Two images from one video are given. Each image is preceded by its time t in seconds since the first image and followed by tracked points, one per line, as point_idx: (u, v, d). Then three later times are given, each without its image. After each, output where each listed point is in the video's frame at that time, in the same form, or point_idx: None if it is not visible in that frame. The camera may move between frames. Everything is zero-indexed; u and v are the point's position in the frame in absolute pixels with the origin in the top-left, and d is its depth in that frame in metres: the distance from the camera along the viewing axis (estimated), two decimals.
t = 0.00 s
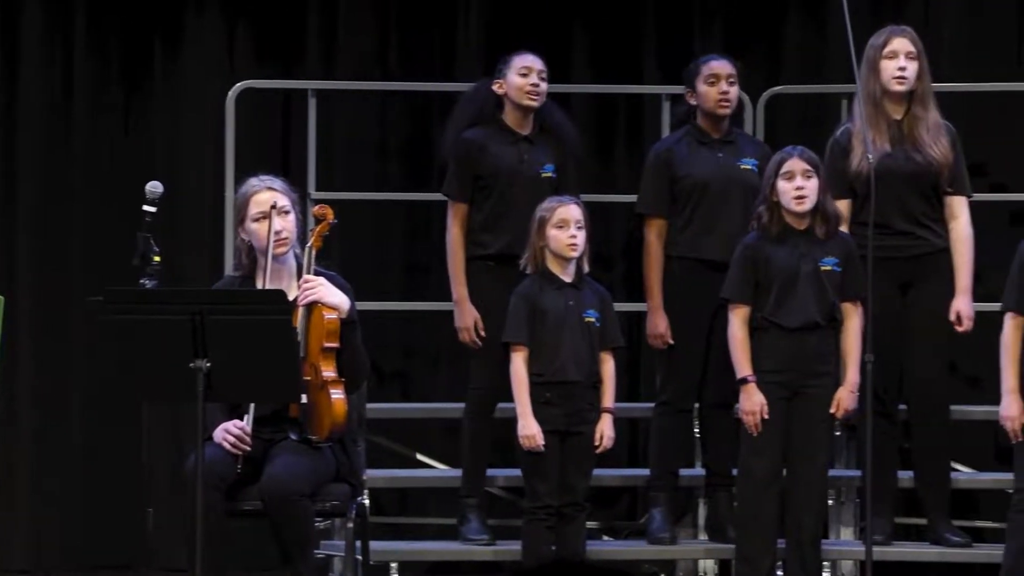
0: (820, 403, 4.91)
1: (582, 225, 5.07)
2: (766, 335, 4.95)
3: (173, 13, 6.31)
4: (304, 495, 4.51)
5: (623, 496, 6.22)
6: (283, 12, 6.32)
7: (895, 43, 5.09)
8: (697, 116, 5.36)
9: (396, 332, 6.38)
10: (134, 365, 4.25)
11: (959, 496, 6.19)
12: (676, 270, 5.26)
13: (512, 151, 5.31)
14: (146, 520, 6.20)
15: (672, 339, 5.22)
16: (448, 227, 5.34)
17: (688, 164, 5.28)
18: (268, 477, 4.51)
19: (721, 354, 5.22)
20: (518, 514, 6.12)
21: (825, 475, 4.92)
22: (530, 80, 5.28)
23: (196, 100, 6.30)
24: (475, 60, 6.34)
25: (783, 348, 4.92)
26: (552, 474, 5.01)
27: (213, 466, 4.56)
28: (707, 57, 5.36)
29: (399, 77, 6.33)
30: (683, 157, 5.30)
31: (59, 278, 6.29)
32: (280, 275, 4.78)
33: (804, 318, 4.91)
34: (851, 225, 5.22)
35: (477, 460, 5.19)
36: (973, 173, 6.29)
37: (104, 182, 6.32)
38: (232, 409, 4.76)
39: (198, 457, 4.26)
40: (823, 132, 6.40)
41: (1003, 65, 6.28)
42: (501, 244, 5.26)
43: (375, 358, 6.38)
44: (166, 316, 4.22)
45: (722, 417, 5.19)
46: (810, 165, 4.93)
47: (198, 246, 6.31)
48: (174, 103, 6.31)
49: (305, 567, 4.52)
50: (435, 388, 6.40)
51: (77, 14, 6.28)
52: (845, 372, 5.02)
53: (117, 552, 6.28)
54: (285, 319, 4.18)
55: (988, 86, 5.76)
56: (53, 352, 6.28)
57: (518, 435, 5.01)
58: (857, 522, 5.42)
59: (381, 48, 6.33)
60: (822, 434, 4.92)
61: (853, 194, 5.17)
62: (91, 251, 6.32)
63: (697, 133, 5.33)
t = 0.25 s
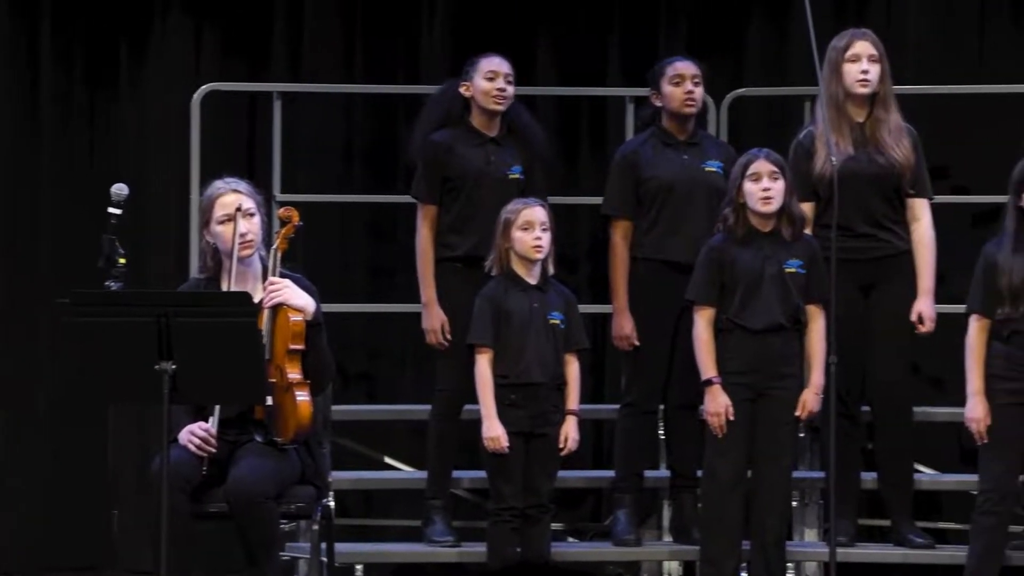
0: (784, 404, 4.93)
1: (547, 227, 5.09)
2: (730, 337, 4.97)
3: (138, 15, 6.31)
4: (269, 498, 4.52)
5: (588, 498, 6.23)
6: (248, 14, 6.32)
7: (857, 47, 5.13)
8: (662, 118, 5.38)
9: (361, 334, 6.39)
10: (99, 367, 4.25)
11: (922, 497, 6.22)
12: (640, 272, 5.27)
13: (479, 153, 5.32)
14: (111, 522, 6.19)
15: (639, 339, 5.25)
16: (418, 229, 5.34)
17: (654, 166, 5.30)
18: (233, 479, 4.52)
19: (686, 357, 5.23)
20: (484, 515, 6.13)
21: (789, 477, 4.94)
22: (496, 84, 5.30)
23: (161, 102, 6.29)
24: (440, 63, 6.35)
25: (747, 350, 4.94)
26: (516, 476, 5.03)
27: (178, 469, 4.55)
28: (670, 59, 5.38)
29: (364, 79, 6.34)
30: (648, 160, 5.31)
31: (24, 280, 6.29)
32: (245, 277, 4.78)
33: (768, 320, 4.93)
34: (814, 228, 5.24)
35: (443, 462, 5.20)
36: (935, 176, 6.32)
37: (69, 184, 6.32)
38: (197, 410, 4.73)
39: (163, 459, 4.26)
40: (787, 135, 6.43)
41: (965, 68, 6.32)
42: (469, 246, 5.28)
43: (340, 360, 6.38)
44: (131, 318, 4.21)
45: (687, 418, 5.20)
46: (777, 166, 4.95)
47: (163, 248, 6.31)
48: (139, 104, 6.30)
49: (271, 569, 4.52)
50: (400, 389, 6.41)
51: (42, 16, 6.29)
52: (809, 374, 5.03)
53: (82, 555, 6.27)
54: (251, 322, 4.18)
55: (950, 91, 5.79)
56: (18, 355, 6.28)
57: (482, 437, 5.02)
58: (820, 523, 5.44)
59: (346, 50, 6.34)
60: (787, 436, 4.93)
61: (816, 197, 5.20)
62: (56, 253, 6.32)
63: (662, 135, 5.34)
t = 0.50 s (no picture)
0: (747, 407, 4.93)
1: (512, 231, 5.09)
2: (695, 339, 4.97)
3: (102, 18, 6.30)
4: (233, 500, 4.52)
5: (552, 501, 6.24)
6: (212, 17, 6.32)
7: (819, 50, 5.15)
8: (626, 120, 5.40)
9: (325, 337, 6.38)
10: (62, 370, 4.24)
11: (885, 500, 6.24)
12: (602, 275, 5.29)
13: (450, 157, 5.33)
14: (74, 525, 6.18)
15: (599, 342, 5.25)
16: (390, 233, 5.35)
17: (616, 167, 5.31)
18: (196, 482, 4.51)
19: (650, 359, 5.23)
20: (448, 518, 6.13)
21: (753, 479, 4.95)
22: (465, 88, 5.31)
23: (125, 104, 6.28)
24: (405, 65, 6.35)
25: (711, 352, 4.95)
26: (481, 478, 5.03)
27: (142, 472, 4.55)
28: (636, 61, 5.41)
29: (329, 82, 6.34)
30: (612, 160, 5.33)
31: None
32: (209, 280, 4.78)
33: (731, 323, 4.94)
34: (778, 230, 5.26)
35: (407, 464, 5.19)
36: (899, 179, 6.34)
37: (33, 186, 6.30)
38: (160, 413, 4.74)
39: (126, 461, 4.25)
40: (751, 139, 6.44)
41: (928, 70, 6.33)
42: (441, 251, 5.29)
43: (305, 362, 6.38)
44: (95, 319, 4.20)
45: (651, 421, 5.21)
46: (741, 169, 4.98)
47: (127, 250, 6.30)
48: (103, 107, 6.29)
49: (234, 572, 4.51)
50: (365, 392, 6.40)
51: (5, 19, 6.30)
52: (773, 377, 5.04)
53: (45, 558, 6.26)
54: (215, 324, 4.18)
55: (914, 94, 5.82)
56: None
57: (446, 440, 5.02)
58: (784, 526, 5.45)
59: (312, 52, 6.33)
60: (750, 438, 4.94)
61: (781, 200, 5.21)
62: (19, 256, 6.30)
63: (626, 137, 5.36)
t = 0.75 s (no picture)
0: (712, 410, 4.94)
1: (478, 232, 5.09)
2: (659, 343, 4.98)
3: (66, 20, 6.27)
4: (198, 504, 4.51)
5: (518, 504, 6.23)
6: (177, 20, 6.30)
7: (785, 54, 5.16)
8: (588, 122, 5.39)
9: (291, 341, 6.37)
10: (25, 374, 4.22)
11: (850, 502, 6.25)
12: (565, 277, 5.29)
13: (424, 163, 5.32)
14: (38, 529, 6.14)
15: (564, 344, 5.26)
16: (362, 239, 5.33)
17: (578, 170, 5.31)
18: (161, 485, 4.50)
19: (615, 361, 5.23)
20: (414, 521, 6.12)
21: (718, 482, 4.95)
22: (437, 92, 5.29)
23: (89, 108, 6.26)
24: (369, 72, 6.37)
25: (675, 355, 4.95)
26: (447, 482, 5.02)
27: (106, 476, 4.54)
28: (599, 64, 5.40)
29: (294, 85, 6.34)
30: (573, 164, 5.32)
31: None
32: (174, 283, 4.76)
33: (695, 325, 4.94)
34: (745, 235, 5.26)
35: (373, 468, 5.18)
36: (864, 182, 6.35)
37: None
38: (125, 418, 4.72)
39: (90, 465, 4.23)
40: (716, 143, 6.45)
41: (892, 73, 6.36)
42: (415, 257, 5.30)
43: (270, 366, 6.36)
44: (59, 324, 4.19)
45: (615, 424, 5.21)
46: (706, 173, 4.99)
47: (91, 254, 6.27)
48: (67, 110, 6.26)
49: None
50: (329, 395, 6.39)
51: None
52: (737, 380, 5.04)
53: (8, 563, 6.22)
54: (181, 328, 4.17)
55: (880, 97, 5.83)
56: None
57: (412, 443, 5.02)
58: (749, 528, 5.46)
59: (275, 57, 6.35)
60: (716, 441, 4.94)
61: (748, 204, 5.21)
62: None
63: (587, 140, 5.36)
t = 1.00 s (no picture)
0: (680, 412, 4.93)
1: (446, 236, 5.08)
2: (627, 346, 4.97)
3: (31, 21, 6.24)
4: (166, 508, 4.48)
5: (487, 507, 6.22)
6: (144, 23, 6.29)
7: (754, 57, 5.15)
8: (551, 125, 5.38)
9: (259, 345, 6.35)
10: None
11: (818, 505, 6.25)
12: (529, 280, 5.28)
13: (398, 166, 5.31)
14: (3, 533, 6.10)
15: (526, 348, 5.26)
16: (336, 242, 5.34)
17: (541, 174, 5.31)
18: (128, 490, 4.48)
19: (582, 364, 5.23)
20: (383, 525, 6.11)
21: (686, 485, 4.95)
22: (409, 99, 5.28)
23: (55, 110, 6.23)
24: (337, 72, 6.36)
25: (643, 358, 4.95)
26: (416, 484, 5.01)
27: (72, 480, 4.51)
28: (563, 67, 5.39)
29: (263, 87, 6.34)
30: (536, 167, 5.32)
31: None
32: (141, 286, 4.74)
33: (663, 328, 4.94)
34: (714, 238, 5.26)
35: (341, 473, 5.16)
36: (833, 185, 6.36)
37: None
38: (91, 421, 4.71)
39: (56, 469, 4.20)
40: (685, 146, 6.45)
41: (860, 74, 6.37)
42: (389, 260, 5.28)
43: (238, 369, 6.34)
44: (24, 327, 4.17)
45: (582, 427, 5.20)
46: (673, 177, 4.98)
47: (58, 257, 6.24)
48: (32, 112, 6.23)
49: None
50: (297, 399, 6.38)
51: None
52: (704, 383, 5.05)
53: None
54: (148, 330, 4.15)
55: (847, 100, 5.83)
56: None
57: (381, 447, 5.01)
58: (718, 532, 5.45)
59: (243, 60, 6.34)
60: (683, 444, 4.95)
61: (716, 207, 5.21)
62: None
63: (550, 144, 5.35)
